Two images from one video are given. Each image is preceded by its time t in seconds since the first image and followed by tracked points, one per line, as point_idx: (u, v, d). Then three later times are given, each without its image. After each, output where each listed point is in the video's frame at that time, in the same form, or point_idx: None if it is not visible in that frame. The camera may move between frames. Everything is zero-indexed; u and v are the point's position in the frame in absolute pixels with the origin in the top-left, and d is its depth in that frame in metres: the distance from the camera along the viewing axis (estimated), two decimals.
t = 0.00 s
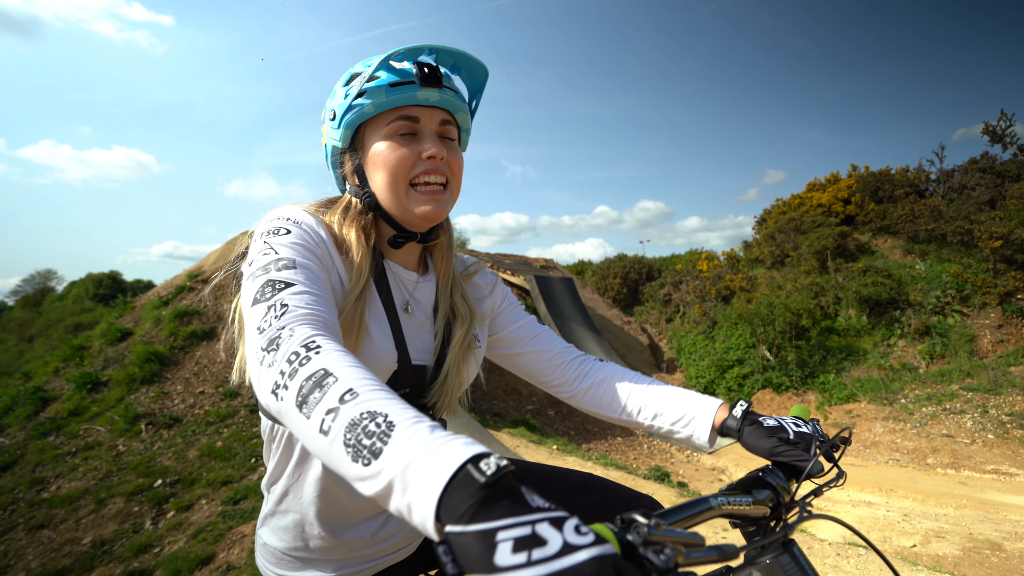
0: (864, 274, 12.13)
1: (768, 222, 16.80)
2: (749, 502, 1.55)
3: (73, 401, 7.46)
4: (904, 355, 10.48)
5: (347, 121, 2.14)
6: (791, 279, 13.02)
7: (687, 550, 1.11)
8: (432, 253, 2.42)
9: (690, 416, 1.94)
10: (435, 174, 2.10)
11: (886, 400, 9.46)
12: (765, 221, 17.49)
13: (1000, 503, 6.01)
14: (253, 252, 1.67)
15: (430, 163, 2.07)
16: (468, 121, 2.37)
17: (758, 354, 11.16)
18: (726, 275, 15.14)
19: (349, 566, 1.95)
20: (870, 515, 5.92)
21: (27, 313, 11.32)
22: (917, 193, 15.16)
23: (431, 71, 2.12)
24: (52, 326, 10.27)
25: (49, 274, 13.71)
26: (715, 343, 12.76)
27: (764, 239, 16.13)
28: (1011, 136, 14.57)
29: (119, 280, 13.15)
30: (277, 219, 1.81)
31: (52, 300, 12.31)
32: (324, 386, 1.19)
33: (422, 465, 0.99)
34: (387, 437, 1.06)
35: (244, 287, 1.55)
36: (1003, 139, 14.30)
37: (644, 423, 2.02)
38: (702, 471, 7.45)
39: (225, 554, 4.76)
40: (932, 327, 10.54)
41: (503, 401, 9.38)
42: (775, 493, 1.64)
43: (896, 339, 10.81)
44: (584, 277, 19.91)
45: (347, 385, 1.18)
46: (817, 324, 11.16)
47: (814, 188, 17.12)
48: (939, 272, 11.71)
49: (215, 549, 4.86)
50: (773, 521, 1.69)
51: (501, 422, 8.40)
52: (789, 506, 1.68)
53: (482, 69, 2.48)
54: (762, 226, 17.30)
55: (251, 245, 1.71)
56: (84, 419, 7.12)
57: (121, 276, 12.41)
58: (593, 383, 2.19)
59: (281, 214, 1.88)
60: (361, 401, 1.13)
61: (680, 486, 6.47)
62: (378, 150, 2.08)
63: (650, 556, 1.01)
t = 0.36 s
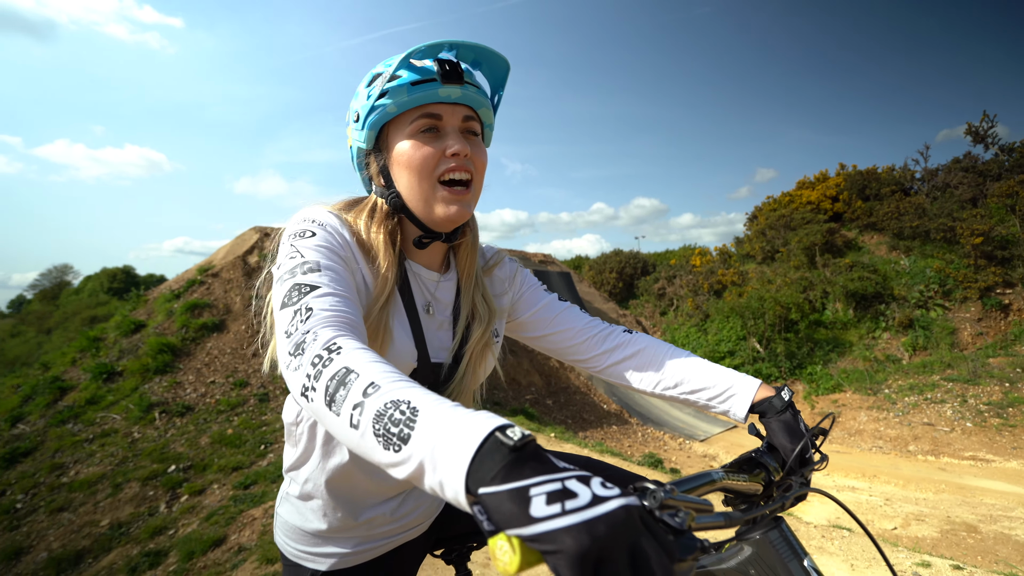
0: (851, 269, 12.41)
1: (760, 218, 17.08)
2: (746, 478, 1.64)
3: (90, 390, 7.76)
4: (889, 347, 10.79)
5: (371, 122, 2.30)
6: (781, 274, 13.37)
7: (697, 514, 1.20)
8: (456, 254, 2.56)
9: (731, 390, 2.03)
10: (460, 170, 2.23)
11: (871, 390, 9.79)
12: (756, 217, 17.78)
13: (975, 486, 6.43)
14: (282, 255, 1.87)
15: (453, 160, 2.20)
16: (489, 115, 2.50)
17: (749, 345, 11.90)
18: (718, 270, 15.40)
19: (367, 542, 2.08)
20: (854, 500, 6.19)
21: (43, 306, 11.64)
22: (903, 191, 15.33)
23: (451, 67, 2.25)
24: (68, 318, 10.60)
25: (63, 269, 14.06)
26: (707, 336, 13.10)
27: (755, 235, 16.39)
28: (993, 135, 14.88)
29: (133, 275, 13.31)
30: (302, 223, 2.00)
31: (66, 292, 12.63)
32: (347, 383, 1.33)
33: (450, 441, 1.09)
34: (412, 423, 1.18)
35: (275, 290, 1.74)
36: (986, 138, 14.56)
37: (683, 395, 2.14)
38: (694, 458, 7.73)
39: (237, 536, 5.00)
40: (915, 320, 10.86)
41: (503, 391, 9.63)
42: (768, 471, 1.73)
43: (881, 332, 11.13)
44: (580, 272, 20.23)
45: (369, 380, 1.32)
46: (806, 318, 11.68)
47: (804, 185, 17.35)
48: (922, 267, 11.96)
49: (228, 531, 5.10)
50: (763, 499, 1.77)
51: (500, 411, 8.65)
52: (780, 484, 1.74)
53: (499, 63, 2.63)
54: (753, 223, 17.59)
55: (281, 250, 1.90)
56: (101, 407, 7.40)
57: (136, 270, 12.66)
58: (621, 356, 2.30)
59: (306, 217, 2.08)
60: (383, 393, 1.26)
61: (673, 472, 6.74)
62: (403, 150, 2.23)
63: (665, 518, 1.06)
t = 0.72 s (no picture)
0: (850, 264, 12.44)
1: (759, 214, 17.10)
2: (729, 476, 1.66)
3: (93, 384, 7.83)
4: (887, 342, 10.84)
5: (378, 127, 2.26)
6: (780, 269, 13.42)
7: (673, 516, 1.15)
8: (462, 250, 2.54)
9: (718, 384, 2.04)
10: (464, 176, 2.22)
11: (868, 384, 9.85)
12: (755, 213, 17.80)
13: (971, 479, 6.48)
14: (297, 248, 1.91)
15: (458, 165, 2.19)
16: (495, 119, 2.45)
17: (748, 340, 11.93)
18: (717, 265, 15.41)
19: (366, 529, 2.07)
20: (852, 494, 6.24)
21: (45, 301, 11.70)
22: (901, 186, 15.35)
23: (456, 75, 2.21)
24: (71, 313, 10.67)
25: (66, 264, 14.12)
26: (707, 331, 13.18)
27: (754, 230, 16.45)
28: (991, 131, 14.93)
29: (135, 270, 13.36)
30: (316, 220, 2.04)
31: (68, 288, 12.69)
32: (342, 374, 1.36)
33: (419, 451, 1.10)
34: (391, 425, 1.18)
35: (287, 281, 1.78)
36: (984, 133, 14.58)
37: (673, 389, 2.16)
38: (693, 452, 7.78)
39: (239, 529, 5.05)
40: (913, 315, 10.90)
41: (503, 386, 9.67)
42: (753, 468, 1.74)
43: (879, 326, 11.18)
44: (580, 267, 20.29)
45: (361, 376, 1.33)
46: (804, 313, 11.68)
47: (802, 180, 17.36)
48: (921, 262, 11.96)
49: (229, 524, 5.14)
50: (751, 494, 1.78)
51: (500, 405, 8.68)
52: (765, 480, 1.78)
53: (505, 69, 2.54)
54: (752, 218, 17.61)
55: (296, 241, 1.95)
56: (104, 402, 7.46)
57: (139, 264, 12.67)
58: (615, 349, 2.34)
59: (319, 214, 2.11)
60: (371, 391, 1.28)
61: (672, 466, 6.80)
62: (409, 155, 2.21)
63: (639, 521, 1.06)
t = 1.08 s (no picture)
0: (850, 263, 12.47)
1: (759, 213, 17.12)
2: (715, 481, 1.61)
3: (94, 383, 7.84)
4: (887, 340, 10.86)
5: (391, 126, 2.22)
6: (780, 267, 13.45)
7: (641, 529, 1.17)
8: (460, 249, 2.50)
9: (706, 378, 2.04)
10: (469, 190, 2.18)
11: (869, 382, 9.87)
12: (755, 211, 17.81)
13: (971, 477, 6.49)
14: (308, 227, 1.91)
15: (465, 179, 2.16)
16: (508, 133, 2.41)
17: (748, 339, 11.99)
18: (717, 263, 15.41)
19: (359, 529, 2.02)
20: (852, 492, 6.26)
21: (46, 300, 11.71)
22: (901, 185, 15.38)
23: (477, 89, 2.16)
24: (72, 312, 10.68)
25: (68, 263, 14.13)
26: (707, 330, 13.21)
27: (754, 229, 16.48)
28: (990, 130, 14.97)
29: (135, 269, 13.39)
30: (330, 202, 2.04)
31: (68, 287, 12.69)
32: (347, 357, 1.35)
33: (391, 459, 1.10)
34: (379, 423, 1.18)
35: (298, 256, 1.78)
36: (984, 132, 14.61)
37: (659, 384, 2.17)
38: (693, 451, 7.79)
39: (240, 528, 5.05)
40: (913, 313, 10.92)
41: (504, 384, 9.67)
42: (744, 472, 1.70)
43: (879, 325, 11.20)
44: (580, 266, 20.32)
45: (362, 366, 1.33)
46: (804, 311, 11.68)
47: (803, 179, 17.38)
48: (921, 261, 11.96)
49: (230, 523, 5.14)
50: (742, 497, 1.74)
51: (501, 404, 8.69)
52: (756, 482, 1.74)
53: (526, 91, 2.49)
54: (752, 216, 17.63)
55: (308, 222, 1.95)
56: (104, 401, 7.47)
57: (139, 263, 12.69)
58: (605, 343, 2.33)
59: (333, 199, 2.12)
60: (368, 384, 1.27)
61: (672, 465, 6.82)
62: (419, 159, 2.18)
63: (603, 537, 1.10)
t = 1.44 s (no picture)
0: (847, 264, 12.52)
1: (756, 214, 17.17)
2: (709, 484, 1.61)
3: (90, 385, 7.81)
4: (883, 341, 10.91)
5: (381, 123, 2.18)
6: (777, 269, 13.50)
7: (636, 537, 1.17)
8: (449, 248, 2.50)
9: (695, 380, 2.05)
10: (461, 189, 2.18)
11: (866, 383, 9.91)
12: (753, 213, 17.87)
13: (968, 478, 6.52)
14: (295, 225, 1.90)
15: (458, 178, 2.14)
16: (498, 129, 2.39)
17: (746, 340, 12.04)
18: (715, 264, 15.43)
19: (351, 536, 2.02)
20: (849, 492, 6.28)
21: (43, 301, 11.66)
22: (898, 186, 15.45)
23: (469, 84, 2.13)
24: (68, 314, 10.65)
25: (64, 264, 14.06)
26: (705, 331, 13.25)
27: (752, 230, 16.53)
28: (986, 132, 15.05)
29: (133, 270, 13.37)
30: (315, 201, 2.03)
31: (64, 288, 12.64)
32: (335, 360, 1.35)
33: (379, 466, 1.10)
34: (367, 428, 1.18)
35: (285, 254, 1.77)
36: (980, 134, 14.68)
37: (647, 385, 2.17)
38: (691, 452, 7.81)
39: (237, 530, 5.04)
40: (910, 314, 10.97)
41: (502, 385, 9.68)
42: (737, 474, 1.70)
43: (876, 325, 11.25)
44: (579, 268, 20.36)
45: (351, 369, 1.33)
46: (802, 312, 11.72)
47: (800, 180, 17.44)
48: (918, 262, 12.00)
49: (228, 525, 5.13)
50: (737, 499, 1.75)
51: (499, 405, 8.68)
52: (749, 485, 1.75)
53: (518, 87, 2.49)
54: (750, 218, 17.68)
55: (294, 221, 1.94)
56: (101, 403, 7.45)
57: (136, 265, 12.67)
58: (595, 343, 2.34)
59: (319, 197, 2.10)
60: (357, 388, 1.27)
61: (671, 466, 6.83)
62: (410, 158, 2.15)
63: (597, 546, 1.10)
